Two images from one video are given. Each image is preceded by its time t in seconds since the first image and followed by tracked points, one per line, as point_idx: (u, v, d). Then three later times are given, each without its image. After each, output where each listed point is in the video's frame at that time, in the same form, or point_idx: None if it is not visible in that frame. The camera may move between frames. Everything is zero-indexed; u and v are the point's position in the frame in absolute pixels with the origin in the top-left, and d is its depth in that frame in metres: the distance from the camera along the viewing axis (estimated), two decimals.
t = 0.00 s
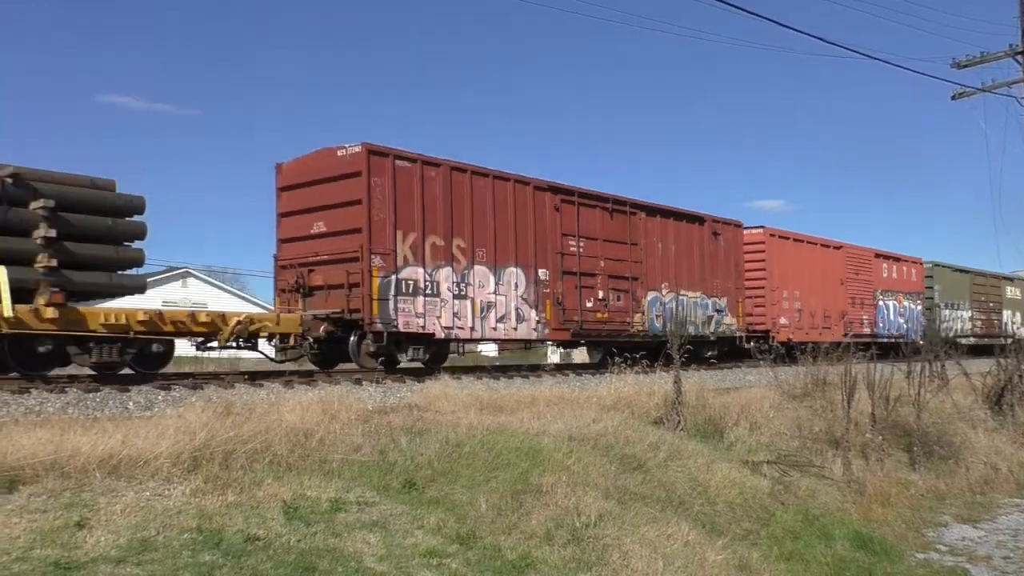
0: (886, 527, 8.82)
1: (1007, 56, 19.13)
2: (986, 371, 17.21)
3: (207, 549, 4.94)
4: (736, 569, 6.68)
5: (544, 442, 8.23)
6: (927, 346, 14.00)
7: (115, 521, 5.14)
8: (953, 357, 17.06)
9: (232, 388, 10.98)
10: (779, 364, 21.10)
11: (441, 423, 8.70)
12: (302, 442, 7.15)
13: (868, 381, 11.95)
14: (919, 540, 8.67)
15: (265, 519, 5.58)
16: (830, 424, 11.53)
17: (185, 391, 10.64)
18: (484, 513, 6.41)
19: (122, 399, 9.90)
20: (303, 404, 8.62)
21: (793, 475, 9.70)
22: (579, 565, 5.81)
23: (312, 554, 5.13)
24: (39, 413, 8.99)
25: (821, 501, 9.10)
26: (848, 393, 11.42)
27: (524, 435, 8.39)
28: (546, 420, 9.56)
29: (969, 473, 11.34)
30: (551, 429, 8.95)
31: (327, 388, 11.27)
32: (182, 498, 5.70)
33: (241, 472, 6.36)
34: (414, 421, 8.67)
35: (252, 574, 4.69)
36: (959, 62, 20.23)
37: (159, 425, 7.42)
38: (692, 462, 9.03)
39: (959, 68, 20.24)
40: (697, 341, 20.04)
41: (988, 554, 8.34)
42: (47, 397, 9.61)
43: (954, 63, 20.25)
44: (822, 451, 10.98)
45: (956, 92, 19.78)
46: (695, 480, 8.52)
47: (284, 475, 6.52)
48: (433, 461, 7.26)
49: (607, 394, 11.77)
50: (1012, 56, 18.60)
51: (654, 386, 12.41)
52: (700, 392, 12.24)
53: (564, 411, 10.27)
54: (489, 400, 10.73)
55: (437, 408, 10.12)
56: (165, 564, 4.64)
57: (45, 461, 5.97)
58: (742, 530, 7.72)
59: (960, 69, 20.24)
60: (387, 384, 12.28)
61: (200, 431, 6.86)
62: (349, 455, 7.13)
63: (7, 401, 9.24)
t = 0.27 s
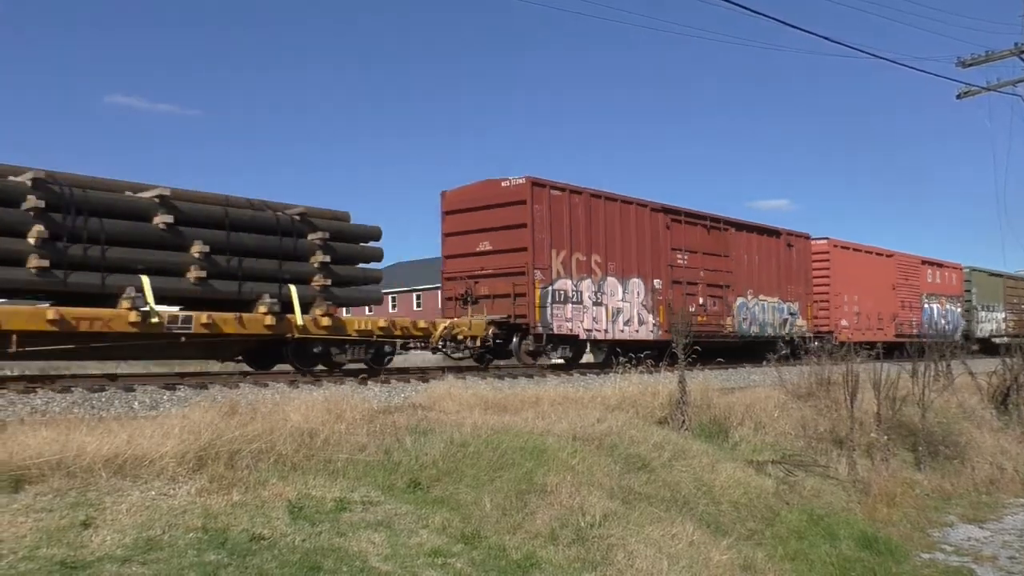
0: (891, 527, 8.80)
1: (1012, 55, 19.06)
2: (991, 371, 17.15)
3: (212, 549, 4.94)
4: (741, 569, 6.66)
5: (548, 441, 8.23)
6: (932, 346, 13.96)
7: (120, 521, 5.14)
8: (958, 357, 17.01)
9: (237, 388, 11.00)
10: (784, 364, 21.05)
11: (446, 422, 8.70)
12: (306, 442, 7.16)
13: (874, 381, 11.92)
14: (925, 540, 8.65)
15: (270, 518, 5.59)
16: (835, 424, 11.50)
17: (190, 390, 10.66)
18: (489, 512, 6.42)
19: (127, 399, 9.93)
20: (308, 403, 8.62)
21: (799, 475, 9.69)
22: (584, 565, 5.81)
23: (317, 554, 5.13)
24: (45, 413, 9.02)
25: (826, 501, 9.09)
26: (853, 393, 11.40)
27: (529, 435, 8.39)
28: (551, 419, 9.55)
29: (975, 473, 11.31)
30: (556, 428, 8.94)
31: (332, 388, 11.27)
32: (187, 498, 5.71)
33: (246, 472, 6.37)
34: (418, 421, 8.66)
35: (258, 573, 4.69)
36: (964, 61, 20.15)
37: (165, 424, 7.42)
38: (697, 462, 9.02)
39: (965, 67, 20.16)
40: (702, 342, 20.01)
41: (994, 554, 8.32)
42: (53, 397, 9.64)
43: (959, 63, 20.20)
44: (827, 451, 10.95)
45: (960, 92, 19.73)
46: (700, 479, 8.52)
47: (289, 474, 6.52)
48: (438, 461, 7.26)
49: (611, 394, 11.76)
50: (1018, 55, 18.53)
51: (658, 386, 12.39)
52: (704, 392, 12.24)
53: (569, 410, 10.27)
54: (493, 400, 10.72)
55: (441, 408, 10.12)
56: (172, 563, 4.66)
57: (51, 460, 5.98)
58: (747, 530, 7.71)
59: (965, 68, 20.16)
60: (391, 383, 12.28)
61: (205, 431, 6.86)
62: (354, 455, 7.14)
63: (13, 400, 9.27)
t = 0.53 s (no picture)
0: (896, 527, 8.78)
1: (1018, 54, 18.99)
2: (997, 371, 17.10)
3: (217, 548, 4.96)
4: (745, 568, 6.66)
5: (552, 441, 8.23)
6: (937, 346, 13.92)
7: (125, 520, 5.16)
8: (963, 357, 16.97)
9: (241, 388, 11.01)
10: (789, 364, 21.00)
11: (450, 422, 8.70)
12: (311, 442, 7.17)
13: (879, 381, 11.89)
14: (930, 540, 8.63)
15: (275, 518, 5.60)
16: (840, 424, 11.48)
17: (195, 390, 10.68)
18: (493, 512, 6.42)
19: (132, 398, 9.95)
20: (312, 403, 8.63)
21: (803, 475, 9.69)
22: (588, 564, 5.82)
23: (322, 553, 5.14)
24: (51, 412, 9.04)
25: (831, 501, 9.08)
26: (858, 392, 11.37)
27: (533, 435, 8.39)
28: (555, 419, 9.56)
29: (980, 473, 11.28)
30: (560, 428, 8.95)
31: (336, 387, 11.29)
32: (192, 497, 5.72)
33: (250, 471, 6.38)
34: (423, 420, 8.67)
35: (262, 573, 4.69)
36: (969, 60, 20.10)
37: (170, 424, 7.44)
38: (701, 462, 9.02)
39: (970, 67, 20.10)
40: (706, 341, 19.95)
41: (999, 554, 8.30)
42: (58, 397, 9.67)
43: (964, 62, 20.14)
44: (831, 451, 10.94)
45: (966, 92, 19.67)
46: (704, 479, 8.52)
47: (293, 474, 6.53)
48: (442, 460, 7.26)
49: (615, 393, 11.77)
50: None
51: (663, 385, 12.39)
52: (709, 392, 12.24)
53: (573, 410, 10.28)
54: (497, 400, 10.74)
55: (445, 407, 10.14)
56: (177, 562, 4.67)
57: (56, 460, 6.00)
58: (751, 530, 7.69)
59: (970, 67, 20.09)
60: (395, 383, 12.30)
61: (210, 431, 6.88)
62: (358, 455, 7.15)
63: (18, 400, 9.30)
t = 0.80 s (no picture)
0: (900, 527, 8.77)
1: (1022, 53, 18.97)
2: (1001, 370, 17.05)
3: (220, 548, 4.96)
4: (748, 568, 6.66)
5: (555, 441, 8.23)
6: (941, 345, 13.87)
7: (129, 520, 5.17)
8: (967, 357, 16.94)
9: (244, 388, 11.02)
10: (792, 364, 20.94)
11: (452, 422, 8.70)
12: (314, 441, 7.18)
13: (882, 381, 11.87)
14: (933, 539, 8.62)
15: (278, 518, 5.60)
16: (844, 424, 11.45)
17: (198, 390, 10.69)
18: (496, 512, 6.42)
19: (135, 398, 9.96)
20: (315, 403, 8.63)
21: (807, 475, 9.68)
22: (592, 564, 5.81)
23: (325, 553, 5.14)
24: (55, 412, 9.06)
25: (834, 501, 9.07)
26: (861, 392, 11.34)
27: (535, 435, 8.38)
28: (558, 419, 9.56)
29: (984, 473, 11.24)
30: (562, 428, 8.94)
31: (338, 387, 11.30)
32: (195, 497, 5.73)
33: (253, 471, 6.38)
34: (425, 420, 8.68)
35: (265, 573, 4.69)
36: (971, 61, 20.09)
37: (173, 423, 7.45)
38: (704, 461, 9.02)
39: (973, 67, 20.08)
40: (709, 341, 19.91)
41: (1003, 554, 8.28)
42: (61, 397, 9.68)
43: (967, 63, 20.12)
44: (835, 451, 10.92)
45: (970, 91, 19.63)
46: (707, 479, 8.51)
47: (296, 474, 6.53)
48: (445, 460, 7.26)
49: (618, 393, 11.77)
50: None
51: (665, 385, 12.40)
52: (712, 392, 12.24)
53: (575, 410, 10.28)
54: (500, 399, 10.74)
55: (448, 407, 10.15)
56: (181, 562, 4.68)
57: (60, 460, 6.01)
58: (754, 530, 7.68)
59: (973, 68, 20.07)
60: (398, 383, 12.31)
61: (212, 431, 6.88)
62: (361, 454, 7.15)
63: (22, 400, 9.32)
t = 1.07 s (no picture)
0: (902, 527, 8.75)
1: None
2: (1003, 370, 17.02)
3: (223, 547, 4.97)
4: (751, 568, 6.66)
5: (557, 440, 8.24)
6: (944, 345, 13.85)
7: (132, 520, 5.18)
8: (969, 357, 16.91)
9: (246, 388, 11.03)
10: (794, 363, 20.91)
11: (455, 422, 8.70)
12: (316, 441, 7.18)
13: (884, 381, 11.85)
14: (936, 539, 8.61)
15: (280, 517, 5.60)
16: (846, 424, 11.44)
17: (200, 390, 10.71)
18: (498, 512, 6.42)
19: (138, 398, 9.98)
20: (317, 403, 8.64)
21: (809, 475, 9.68)
22: (594, 563, 5.81)
23: (326, 553, 5.15)
24: (58, 412, 9.07)
25: (837, 500, 9.06)
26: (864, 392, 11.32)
27: (538, 435, 8.38)
28: (560, 418, 9.57)
29: (986, 472, 11.21)
30: (564, 428, 8.95)
31: (340, 387, 11.31)
32: (198, 497, 5.74)
33: (256, 471, 6.39)
34: (427, 420, 8.68)
35: (267, 573, 4.69)
36: (974, 59, 20.05)
37: (176, 423, 7.46)
38: (707, 461, 9.02)
39: (976, 66, 20.04)
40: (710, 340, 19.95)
41: (1006, 553, 8.27)
42: (64, 397, 9.70)
43: (970, 62, 20.08)
44: (837, 450, 10.91)
45: (972, 91, 19.60)
46: (709, 479, 8.51)
47: (298, 474, 6.54)
48: (447, 460, 7.27)
49: (620, 393, 11.77)
50: None
51: (667, 385, 12.39)
52: (714, 391, 12.24)
53: (577, 409, 10.29)
54: (502, 399, 10.75)
55: (450, 407, 10.15)
56: (184, 561, 4.69)
57: (62, 460, 6.02)
58: (756, 530, 7.68)
59: (977, 67, 20.02)
60: (400, 383, 12.32)
61: (215, 431, 6.89)
62: (363, 454, 7.16)
63: (24, 400, 9.34)
